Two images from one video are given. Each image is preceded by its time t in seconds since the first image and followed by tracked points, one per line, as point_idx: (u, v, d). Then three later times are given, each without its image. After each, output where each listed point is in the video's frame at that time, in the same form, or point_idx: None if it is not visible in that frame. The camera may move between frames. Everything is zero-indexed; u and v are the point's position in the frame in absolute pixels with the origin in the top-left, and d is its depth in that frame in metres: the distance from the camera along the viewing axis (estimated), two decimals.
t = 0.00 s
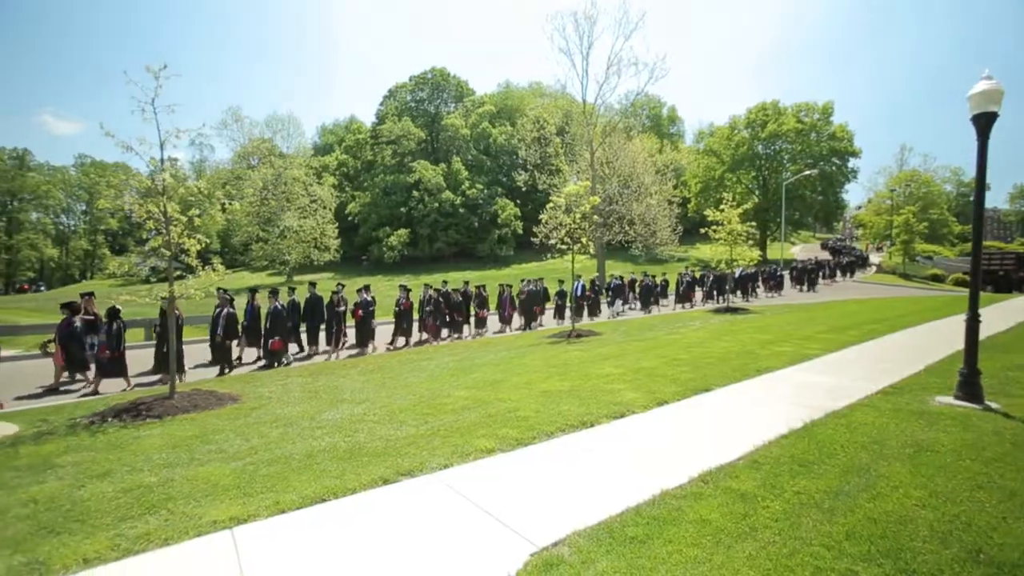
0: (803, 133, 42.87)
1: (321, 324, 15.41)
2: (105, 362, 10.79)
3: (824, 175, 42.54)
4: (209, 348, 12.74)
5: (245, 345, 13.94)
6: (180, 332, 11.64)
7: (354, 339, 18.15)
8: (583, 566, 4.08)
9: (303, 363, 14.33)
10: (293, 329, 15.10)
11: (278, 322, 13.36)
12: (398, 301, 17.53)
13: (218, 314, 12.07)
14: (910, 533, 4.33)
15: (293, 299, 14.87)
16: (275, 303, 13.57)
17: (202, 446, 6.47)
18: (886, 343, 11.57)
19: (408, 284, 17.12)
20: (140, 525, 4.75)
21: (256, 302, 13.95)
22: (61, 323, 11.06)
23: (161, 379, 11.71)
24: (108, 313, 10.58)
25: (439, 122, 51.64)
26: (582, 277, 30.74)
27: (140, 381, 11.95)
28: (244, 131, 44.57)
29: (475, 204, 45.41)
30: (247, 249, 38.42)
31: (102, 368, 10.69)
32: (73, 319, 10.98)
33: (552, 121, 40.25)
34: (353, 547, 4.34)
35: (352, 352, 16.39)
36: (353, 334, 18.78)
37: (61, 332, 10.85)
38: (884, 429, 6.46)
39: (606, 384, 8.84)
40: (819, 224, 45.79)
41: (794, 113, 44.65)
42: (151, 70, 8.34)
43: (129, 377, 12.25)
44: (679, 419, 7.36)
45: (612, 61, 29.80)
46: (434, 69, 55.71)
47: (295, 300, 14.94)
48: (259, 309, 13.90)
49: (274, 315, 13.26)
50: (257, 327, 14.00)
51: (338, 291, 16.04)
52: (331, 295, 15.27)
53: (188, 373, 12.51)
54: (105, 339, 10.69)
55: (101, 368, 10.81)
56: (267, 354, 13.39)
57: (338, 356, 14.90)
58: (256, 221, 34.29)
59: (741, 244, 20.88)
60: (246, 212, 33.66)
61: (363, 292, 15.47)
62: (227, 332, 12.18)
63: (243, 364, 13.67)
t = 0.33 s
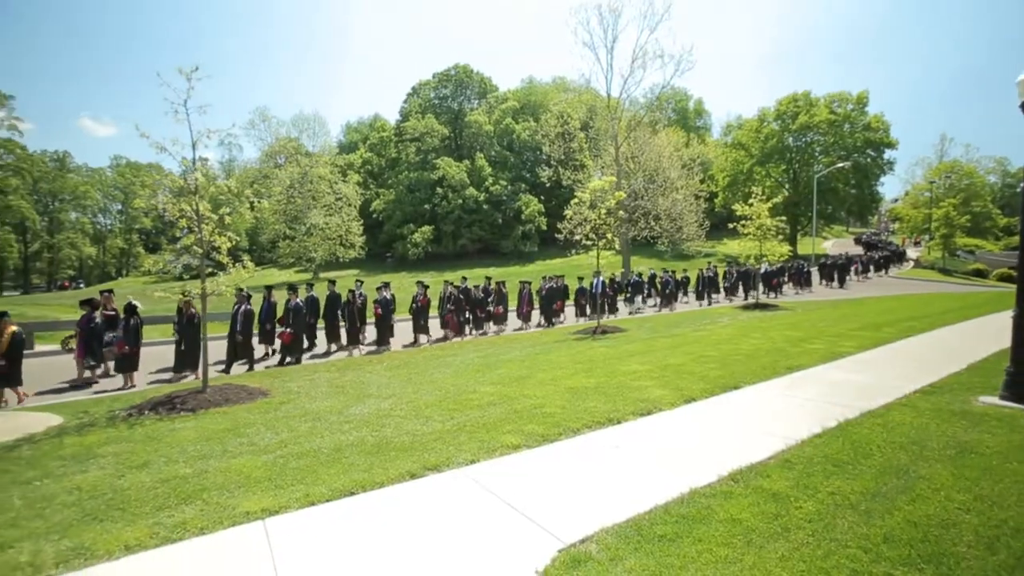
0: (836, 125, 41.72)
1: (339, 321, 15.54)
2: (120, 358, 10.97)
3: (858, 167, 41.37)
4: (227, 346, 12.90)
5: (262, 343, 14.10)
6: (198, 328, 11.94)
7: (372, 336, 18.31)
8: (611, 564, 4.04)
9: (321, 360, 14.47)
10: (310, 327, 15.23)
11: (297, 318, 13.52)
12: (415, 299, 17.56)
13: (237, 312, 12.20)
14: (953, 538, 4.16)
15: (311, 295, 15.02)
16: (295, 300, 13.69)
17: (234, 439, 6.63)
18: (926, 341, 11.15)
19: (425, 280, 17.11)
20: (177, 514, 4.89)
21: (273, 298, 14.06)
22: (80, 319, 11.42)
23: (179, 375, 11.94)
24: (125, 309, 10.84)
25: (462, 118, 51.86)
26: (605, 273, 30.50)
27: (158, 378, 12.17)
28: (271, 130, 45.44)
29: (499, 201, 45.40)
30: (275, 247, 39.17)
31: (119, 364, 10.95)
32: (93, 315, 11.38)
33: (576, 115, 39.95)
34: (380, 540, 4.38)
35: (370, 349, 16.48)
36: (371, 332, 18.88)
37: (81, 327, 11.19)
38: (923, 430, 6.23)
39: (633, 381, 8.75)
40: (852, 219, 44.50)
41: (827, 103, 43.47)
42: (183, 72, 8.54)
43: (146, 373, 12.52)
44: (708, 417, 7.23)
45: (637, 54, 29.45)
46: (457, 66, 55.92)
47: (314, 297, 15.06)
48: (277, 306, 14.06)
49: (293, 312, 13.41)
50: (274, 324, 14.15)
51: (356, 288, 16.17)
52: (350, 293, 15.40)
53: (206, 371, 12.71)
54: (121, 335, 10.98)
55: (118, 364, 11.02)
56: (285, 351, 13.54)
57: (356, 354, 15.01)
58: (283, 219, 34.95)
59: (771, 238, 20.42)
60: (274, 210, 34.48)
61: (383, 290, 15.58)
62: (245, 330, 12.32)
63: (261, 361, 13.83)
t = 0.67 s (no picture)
0: (872, 115, 40.43)
1: (358, 318, 15.70)
2: (142, 355, 11.37)
3: (896, 159, 40.15)
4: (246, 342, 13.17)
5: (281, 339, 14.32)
6: (216, 326, 12.06)
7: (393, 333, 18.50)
8: (640, 561, 4.01)
9: (341, 356, 14.63)
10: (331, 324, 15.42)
11: (317, 314, 13.70)
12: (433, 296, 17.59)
13: (255, 308, 12.53)
14: (1000, 545, 3.99)
15: (330, 292, 15.20)
16: (314, 297, 13.87)
17: (266, 431, 6.79)
18: (970, 339, 10.70)
19: (445, 277, 17.13)
20: (214, 503, 5.04)
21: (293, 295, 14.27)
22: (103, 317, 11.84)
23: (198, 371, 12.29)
24: (146, 307, 11.22)
25: (487, 115, 51.98)
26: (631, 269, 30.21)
27: (178, 373, 12.53)
28: (299, 129, 46.29)
29: (524, 197, 45.39)
30: (303, 244, 39.93)
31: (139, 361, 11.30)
32: (115, 313, 11.76)
33: (602, 110, 39.56)
34: (409, 533, 4.42)
35: (388, 347, 16.61)
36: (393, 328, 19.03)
37: (104, 324, 11.59)
38: (967, 432, 5.99)
39: (661, 379, 8.64)
40: (889, 213, 43.07)
41: (862, 93, 42.14)
42: (216, 74, 8.78)
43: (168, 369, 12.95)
44: (738, 415, 7.09)
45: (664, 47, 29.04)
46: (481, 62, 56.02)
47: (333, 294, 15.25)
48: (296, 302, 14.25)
49: (313, 308, 13.59)
50: (291, 321, 14.35)
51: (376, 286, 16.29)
52: (369, 289, 15.55)
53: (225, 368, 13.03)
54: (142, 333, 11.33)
55: (140, 361, 11.40)
56: (306, 346, 13.77)
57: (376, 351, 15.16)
58: (311, 217, 35.35)
59: (803, 233, 19.93)
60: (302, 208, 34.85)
61: (403, 286, 15.70)
62: (264, 326, 12.58)
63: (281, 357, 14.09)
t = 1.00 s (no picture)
0: (913, 105, 38.88)
1: (377, 314, 15.87)
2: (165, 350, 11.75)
3: (938, 150, 38.63)
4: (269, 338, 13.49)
5: (302, 334, 14.63)
6: (236, 321, 12.45)
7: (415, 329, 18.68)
8: (671, 559, 3.96)
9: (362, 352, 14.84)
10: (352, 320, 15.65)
11: (338, 310, 13.99)
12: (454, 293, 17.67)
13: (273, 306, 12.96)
14: None
15: (351, 289, 15.43)
16: (335, 293, 14.08)
17: (299, 424, 6.94)
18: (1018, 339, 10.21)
19: (468, 274, 17.08)
20: (250, 492, 5.18)
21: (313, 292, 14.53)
22: (128, 313, 12.25)
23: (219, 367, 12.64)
24: (169, 302, 11.75)
25: (513, 111, 51.92)
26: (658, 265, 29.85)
27: (199, 369, 12.92)
28: (328, 128, 47.06)
29: (550, 193, 45.23)
30: (331, 241, 40.67)
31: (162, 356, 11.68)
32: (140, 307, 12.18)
33: (629, 104, 39.03)
34: (440, 526, 4.47)
35: (408, 343, 16.86)
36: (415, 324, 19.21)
37: (129, 319, 12.12)
38: (1016, 436, 5.73)
39: (690, 376, 8.52)
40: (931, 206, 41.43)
41: (903, 82, 40.56)
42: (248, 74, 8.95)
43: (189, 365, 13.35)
44: (769, 414, 6.93)
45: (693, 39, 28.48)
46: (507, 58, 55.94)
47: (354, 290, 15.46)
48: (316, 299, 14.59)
49: (335, 304, 13.88)
50: (311, 317, 14.68)
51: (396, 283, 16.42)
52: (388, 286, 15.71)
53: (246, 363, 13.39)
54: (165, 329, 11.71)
55: (164, 356, 11.76)
56: (328, 342, 14.04)
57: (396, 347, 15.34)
58: (339, 215, 35.80)
59: (838, 229, 19.33)
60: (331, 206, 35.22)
61: (422, 283, 15.82)
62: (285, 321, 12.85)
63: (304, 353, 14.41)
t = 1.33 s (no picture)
0: (960, 93, 37.17)
1: (396, 311, 16.00)
2: (189, 345, 12.16)
3: (987, 141, 36.88)
4: (289, 334, 13.79)
5: (321, 331, 14.83)
6: (257, 316, 12.82)
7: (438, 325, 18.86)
8: (704, 558, 3.90)
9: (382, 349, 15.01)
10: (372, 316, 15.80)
11: (358, 307, 14.13)
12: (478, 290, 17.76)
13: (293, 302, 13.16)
14: None
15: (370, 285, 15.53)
16: (356, 289, 14.21)
17: (332, 417, 7.08)
18: None
19: (492, 271, 17.06)
20: (286, 483, 5.31)
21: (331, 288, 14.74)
22: (152, 309, 12.42)
23: (240, 362, 13.17)
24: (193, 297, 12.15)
25: (541, 106, 51.86)
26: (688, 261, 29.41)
27: (222, 363, 13.38)
28: (358, 126, 47.82)
29: (578, 188, 44.96)
30: (361, 237, 41.37)
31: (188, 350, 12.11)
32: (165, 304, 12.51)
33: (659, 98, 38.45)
34: (470, 520, 4.50)
35: (427, 340, 17.06)
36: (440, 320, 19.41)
37: (155, 315, 12.32)
38: None
39: (722, 374, 8.37)
40: (979, 200, 39.60)
41: (950, 69, 38.78)
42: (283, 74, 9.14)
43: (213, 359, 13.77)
44: (804, 414, 6.75)
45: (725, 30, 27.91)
46: (535, 54, 55.84)
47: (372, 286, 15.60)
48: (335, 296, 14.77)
49: (355, 301, 14.02)
50: (330, 313, 14.87)
51: (418, 280, 16.63)
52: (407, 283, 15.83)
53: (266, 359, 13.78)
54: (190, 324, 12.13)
55: (188, 350, 12.19)
56: (348, 338, 14.24)
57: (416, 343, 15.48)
58: (369, 212, 36.24)
59: (878, 224, 18.69)
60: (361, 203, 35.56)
61: (441, 280, 15.91)
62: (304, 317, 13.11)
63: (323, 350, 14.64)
